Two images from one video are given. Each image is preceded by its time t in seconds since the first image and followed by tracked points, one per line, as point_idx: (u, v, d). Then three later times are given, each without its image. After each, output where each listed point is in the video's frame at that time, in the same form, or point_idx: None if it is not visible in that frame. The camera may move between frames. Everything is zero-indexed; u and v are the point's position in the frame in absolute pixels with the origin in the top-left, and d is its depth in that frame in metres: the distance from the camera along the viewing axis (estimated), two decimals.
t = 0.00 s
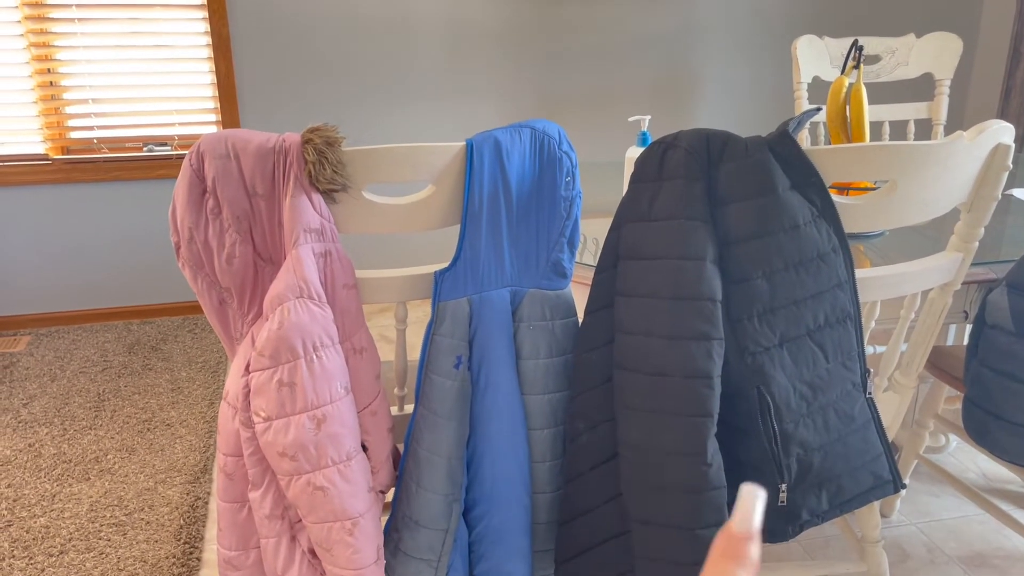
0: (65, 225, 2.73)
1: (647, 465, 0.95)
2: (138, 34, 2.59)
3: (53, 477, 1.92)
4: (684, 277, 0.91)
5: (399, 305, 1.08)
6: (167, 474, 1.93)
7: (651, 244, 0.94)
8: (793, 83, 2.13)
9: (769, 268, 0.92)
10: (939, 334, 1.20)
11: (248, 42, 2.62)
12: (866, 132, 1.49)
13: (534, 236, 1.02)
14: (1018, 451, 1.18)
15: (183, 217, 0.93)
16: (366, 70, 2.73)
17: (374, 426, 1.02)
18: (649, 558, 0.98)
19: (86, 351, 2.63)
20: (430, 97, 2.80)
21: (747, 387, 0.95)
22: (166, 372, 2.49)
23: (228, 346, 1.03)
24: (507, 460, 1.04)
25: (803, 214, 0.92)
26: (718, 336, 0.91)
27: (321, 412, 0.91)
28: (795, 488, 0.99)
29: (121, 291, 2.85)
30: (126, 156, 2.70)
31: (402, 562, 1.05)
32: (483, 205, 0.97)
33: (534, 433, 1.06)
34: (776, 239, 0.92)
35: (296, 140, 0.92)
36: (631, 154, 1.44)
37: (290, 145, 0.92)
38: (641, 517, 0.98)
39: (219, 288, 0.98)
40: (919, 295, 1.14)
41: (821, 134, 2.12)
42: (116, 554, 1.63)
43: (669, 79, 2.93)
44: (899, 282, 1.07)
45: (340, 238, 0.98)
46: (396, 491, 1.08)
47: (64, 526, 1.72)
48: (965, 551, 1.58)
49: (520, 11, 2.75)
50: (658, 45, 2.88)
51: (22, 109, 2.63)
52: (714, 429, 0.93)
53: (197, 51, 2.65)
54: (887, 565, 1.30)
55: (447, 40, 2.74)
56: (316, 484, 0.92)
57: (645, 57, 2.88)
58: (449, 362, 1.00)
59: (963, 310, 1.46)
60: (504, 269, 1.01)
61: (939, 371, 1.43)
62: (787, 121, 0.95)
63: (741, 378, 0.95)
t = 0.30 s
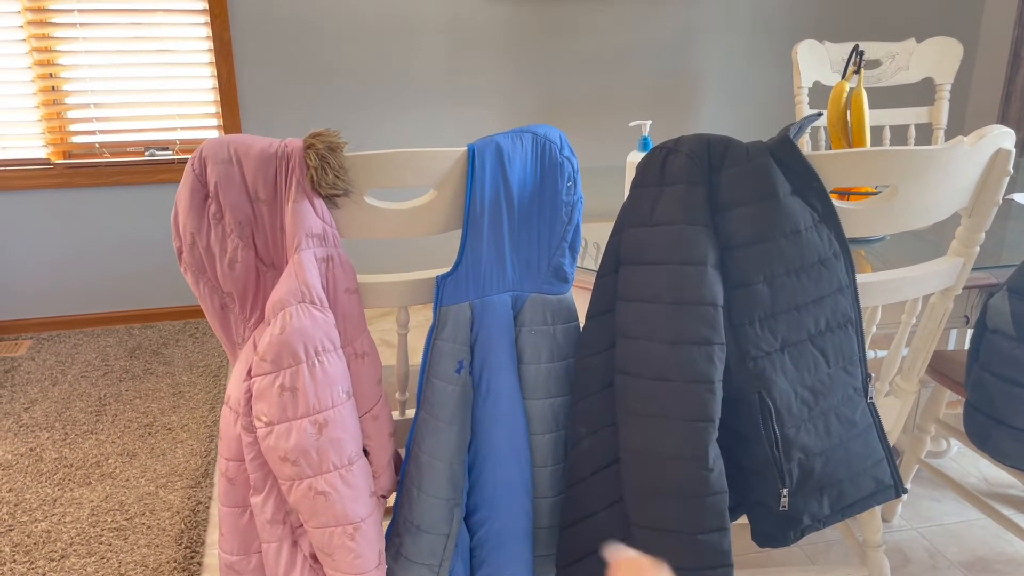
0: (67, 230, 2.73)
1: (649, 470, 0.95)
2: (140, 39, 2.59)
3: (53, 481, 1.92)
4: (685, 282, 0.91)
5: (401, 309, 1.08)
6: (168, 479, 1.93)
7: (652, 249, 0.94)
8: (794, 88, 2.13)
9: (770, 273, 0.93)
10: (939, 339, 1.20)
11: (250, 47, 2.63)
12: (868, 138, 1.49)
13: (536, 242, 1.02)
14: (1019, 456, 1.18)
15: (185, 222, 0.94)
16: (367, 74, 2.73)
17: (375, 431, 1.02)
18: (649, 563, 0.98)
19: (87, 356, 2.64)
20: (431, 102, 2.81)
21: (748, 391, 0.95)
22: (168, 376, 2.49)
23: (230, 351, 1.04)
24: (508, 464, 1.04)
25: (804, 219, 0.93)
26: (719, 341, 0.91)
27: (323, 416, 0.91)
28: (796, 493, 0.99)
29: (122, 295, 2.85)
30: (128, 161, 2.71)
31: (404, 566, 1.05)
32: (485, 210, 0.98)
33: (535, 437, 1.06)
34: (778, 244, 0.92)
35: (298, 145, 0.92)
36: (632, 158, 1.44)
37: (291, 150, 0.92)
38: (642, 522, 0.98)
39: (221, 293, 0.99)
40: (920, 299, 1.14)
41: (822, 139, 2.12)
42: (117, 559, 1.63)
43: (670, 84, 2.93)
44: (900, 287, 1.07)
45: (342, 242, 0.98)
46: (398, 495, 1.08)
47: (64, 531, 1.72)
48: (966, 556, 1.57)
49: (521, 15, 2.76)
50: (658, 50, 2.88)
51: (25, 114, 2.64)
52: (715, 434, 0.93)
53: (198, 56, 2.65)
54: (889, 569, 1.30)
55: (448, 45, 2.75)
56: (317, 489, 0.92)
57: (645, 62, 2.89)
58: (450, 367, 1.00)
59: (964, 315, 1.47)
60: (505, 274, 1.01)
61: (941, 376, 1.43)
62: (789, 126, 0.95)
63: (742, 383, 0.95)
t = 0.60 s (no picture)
0: (65, 234, 2.73)
1: (648, 472, 0.95)
2: (138, 43, 2.60)
3: (52, 485, 1.91)
4: (683, 284, 0.91)
5: (400, 312, 1.08)
6: (167, 482, 1.92)
7: (650, 251, 0.94)
8: (792, 90, 2.14)
9: (768, 276, 0.93)
10: (937, 340, 1.20)
11: (248, 52, 2.63)
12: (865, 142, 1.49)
13: (534, 244, 1.02)
14: (1017, 457, 1.18)
15: (183, 225, 0.94)
16: (365, 78, 2.74)
17: (374, 434, 1.01)
18: (648, 565, 0.98)
19: (86, 359, 2.63)
20: (429, 105, 2.81)
21: (747, 393, 0.95)
22: (167, 380, 2.49)
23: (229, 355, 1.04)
24: (507, 467, 1.04)
25: (802, 221, 0.93)
26: (717, 343, 0.91)
27: (321, 419, 0.91)
28: (795, 495, 0.99)
29: (121, 299, 2.85)
30: (127, 164, 2.71)
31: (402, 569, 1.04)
32: (483, 213, 0.98)
33: (534, 440, 1.05)
34: (775, 246, 0.92)
35: (296, 148, 0.92)
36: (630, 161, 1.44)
37: (289, 153, 0.92)
38: (640, 524, 0.98)
39: (220, 296, 0.99)
40: (919, 301, 1.14)
41: (820, 142, 2.12)
42: (115, 563, 1.62)
43: (668, 87, 2.94)
44: (898, 289, 1.07)
45: (340, 245, 0.98)
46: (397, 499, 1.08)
47: (63, 535, 1.72)
48: (965, 558, 1.57)
49: (519, 19, 2.76)
50: (656, 53, 2.89)
51: (24, 118, 2.64)
52: (714, 436, 0.93)
53: (197, 60, 2.66)
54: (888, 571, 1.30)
55: (447, 48, 2.75)
56: (316, 492, 0.92)
57: (644, 65, 2.89)
58: (449, 369, 1.00)
59: (962, 317, 1.47)
60: (504, 276, 1.01)
61: (940, 378, 1.43)
62: (787, 128, 0.95)
63: (740, 385, 0.95)
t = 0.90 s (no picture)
0: (63, 239, 2.73)
1: (646, 475, 0.96)
2: (136, 48, 2.61)
3: (50, 490, 1.91)
4: (680, 287, 0.92)
5: (397, 316, 1.08)
6: (165, 487, 1.92)
7: (647, 255, 0.95)
8: (788, 95, 2.15)
9: (764, 279, 0.93)
10: (933, 343, 1.20)
11: (247, 57, 2.64)
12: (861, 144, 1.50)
13: (531, 249, 1.02)
14: (1013, 459, 1.19)
15: (182, 230, 0.95)
16: (363, 82, 2.75)
17: (372, 438, 1.01)
18: (645, 568, 0.98)
19: (84, 364, 2.63)
20: (427, 110, 2.82)
21: (744, 396, 0.95)
22: (165, 385, 2.49)
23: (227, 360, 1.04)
24: (505, 471, 1.04)
25: (798, 225, 0.93)
26: (714, 346, 0.92)
27: (319, 423, 0.91)
28: (792, 498, 0.99)
29: (119, 304, 2.85)
30: (125, 169, 2.71)
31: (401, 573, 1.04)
32: (480, 218, 0.98)
33: (532, 444, 1.06)
34: (772, 250, 0.93)
35: (294, 154, 0.93)
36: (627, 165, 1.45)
37: (287, 159, 0.93)
38: (638, 527, 0.98)
39: (218, 300, 0.99)
40: (914, 304, 1.15)
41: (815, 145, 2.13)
42: (114, 568, 1.62)
43: (665, 91, 2.95)
44: (894, 292, 1.08)
45: (338, 250, 0.98)
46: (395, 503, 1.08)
47: (62, 540, 1.72)
48: (963, 560, 1.57)
49: (517, 24, 2.77)
50: (652, 58, 2.90)
51: (22, 123, 2.65)
52: (711, 439, 0.94)
53: (195, 65, 2.67)
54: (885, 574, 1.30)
55: (444, 53, 2.76)
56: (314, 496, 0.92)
57: (641, 69, 2.90)
58: (447, 373, 1.01)
59: (957, 320, 1.48)
60: (502, 280, 1.02)
61: (936, 380, 1.43)
62: (782, 133, 0.96)
63: (737, 389, 0.96)
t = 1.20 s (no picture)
0: (60, 243, 2.73)
1: (643, 477, 0.96)
2: (134, 52, 2.61)
3: (48, 494, 1.91)
4: (675, 289, 0.92)
5: (395, 319, 1.09)
6: (163, 491, 1.92)
7: (642, 257, 0.95)
8: (784, 97, 2.16)
9: (759, 281, 0.94)
10: (927, 344, 1.21)
11: (244, 61, 2.64)
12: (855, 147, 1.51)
13: (527, 251, 1.03)
14: (1008, 460, 1.19)
15: (179, 234, 0.95)
16: (360, 86, 2.75)
17: (370, 440, 1.02)
18: (642, 569, 0.99)
19: (82, 369, 2.63)
20: (424, 114, 2.83)
21: (739, 397, 0.96)
22: (163, 389, 2.49)
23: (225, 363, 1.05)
24: (502, 474, 1.04)
25: (792, 228, 0.94)
26: (709, 348, 0.92)
27: (317, 426, 0.92)
28: (788, 499, 0.99)
29: (116, 309, 2.85)
30: (123, 174, 2.71)
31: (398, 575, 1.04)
32: (476, 221, 0.99)
33: (529, 446, 1.06)
34: (766, 252, 0.93)
35: (291, 158, 0.93)
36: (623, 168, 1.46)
37: (284, 162, 0.93)
38: (634, 528, 0.99)
39: (215, 304, 0.99)
40: (909, 306, 1.15)
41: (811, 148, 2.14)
42: (111, 573, 1.62)
43: (662, 94, 2.96)
44: (888, 294, 1.08)
45: (334, 253, 0.99)
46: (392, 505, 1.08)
47: (59, 544, 1.72)
48: (959, 561, 1.58)
49: (513, 28, 2.78)
50: (649, 61, 2.91)
51: (20, 128, 2.65)
52: (707, 441, 0.94)
53: (192, 69, 2.67)
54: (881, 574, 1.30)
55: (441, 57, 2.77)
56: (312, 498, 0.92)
57: (637, 72, 2.91)
58: (444, 376, 1.01)
59: (952, 321, 1.48)
60: (498, 283, 1.02)
61: (930, 382, 1.44)
62: (776, 136, 0.96)
63: (732, 390, 0.96)
